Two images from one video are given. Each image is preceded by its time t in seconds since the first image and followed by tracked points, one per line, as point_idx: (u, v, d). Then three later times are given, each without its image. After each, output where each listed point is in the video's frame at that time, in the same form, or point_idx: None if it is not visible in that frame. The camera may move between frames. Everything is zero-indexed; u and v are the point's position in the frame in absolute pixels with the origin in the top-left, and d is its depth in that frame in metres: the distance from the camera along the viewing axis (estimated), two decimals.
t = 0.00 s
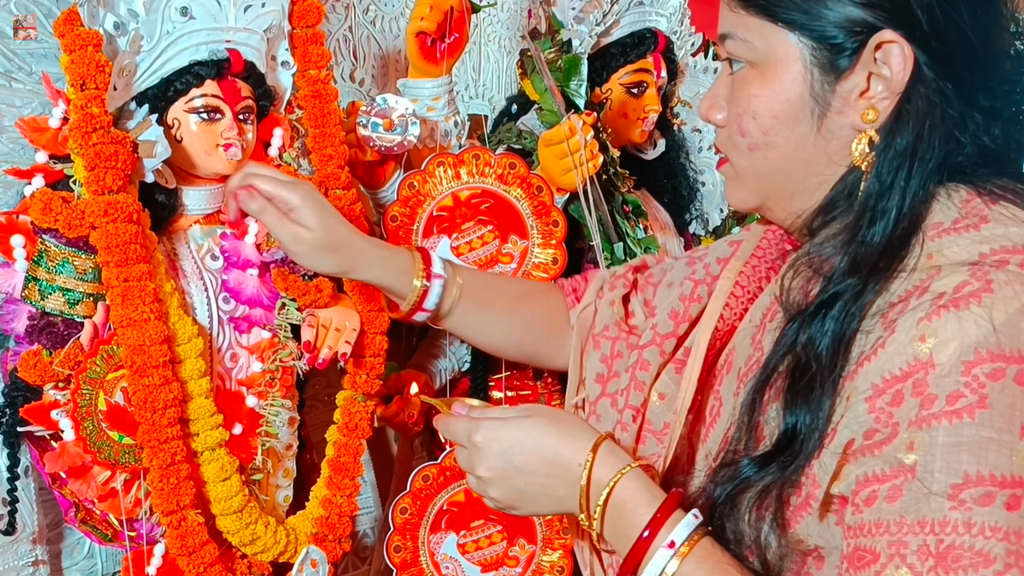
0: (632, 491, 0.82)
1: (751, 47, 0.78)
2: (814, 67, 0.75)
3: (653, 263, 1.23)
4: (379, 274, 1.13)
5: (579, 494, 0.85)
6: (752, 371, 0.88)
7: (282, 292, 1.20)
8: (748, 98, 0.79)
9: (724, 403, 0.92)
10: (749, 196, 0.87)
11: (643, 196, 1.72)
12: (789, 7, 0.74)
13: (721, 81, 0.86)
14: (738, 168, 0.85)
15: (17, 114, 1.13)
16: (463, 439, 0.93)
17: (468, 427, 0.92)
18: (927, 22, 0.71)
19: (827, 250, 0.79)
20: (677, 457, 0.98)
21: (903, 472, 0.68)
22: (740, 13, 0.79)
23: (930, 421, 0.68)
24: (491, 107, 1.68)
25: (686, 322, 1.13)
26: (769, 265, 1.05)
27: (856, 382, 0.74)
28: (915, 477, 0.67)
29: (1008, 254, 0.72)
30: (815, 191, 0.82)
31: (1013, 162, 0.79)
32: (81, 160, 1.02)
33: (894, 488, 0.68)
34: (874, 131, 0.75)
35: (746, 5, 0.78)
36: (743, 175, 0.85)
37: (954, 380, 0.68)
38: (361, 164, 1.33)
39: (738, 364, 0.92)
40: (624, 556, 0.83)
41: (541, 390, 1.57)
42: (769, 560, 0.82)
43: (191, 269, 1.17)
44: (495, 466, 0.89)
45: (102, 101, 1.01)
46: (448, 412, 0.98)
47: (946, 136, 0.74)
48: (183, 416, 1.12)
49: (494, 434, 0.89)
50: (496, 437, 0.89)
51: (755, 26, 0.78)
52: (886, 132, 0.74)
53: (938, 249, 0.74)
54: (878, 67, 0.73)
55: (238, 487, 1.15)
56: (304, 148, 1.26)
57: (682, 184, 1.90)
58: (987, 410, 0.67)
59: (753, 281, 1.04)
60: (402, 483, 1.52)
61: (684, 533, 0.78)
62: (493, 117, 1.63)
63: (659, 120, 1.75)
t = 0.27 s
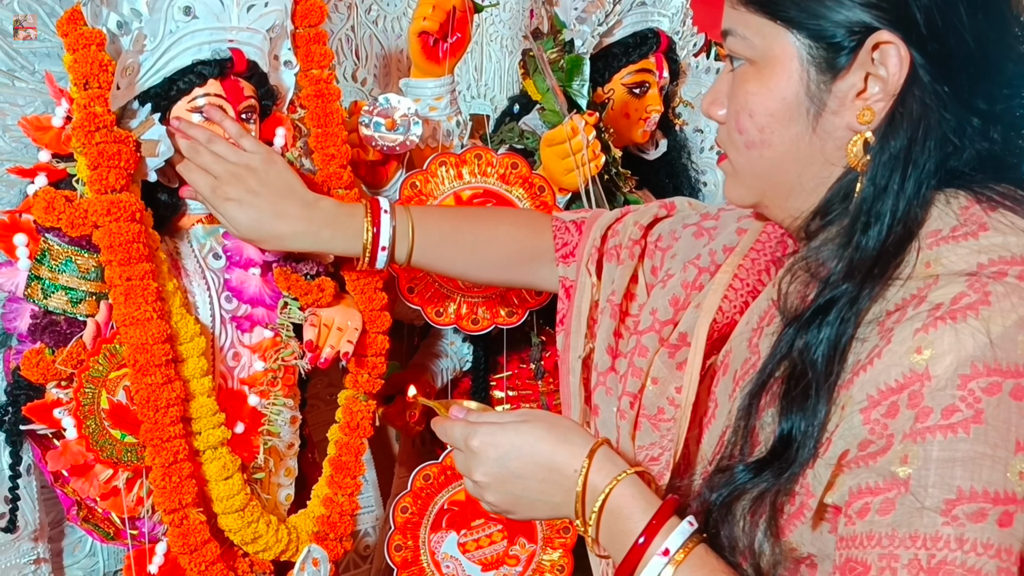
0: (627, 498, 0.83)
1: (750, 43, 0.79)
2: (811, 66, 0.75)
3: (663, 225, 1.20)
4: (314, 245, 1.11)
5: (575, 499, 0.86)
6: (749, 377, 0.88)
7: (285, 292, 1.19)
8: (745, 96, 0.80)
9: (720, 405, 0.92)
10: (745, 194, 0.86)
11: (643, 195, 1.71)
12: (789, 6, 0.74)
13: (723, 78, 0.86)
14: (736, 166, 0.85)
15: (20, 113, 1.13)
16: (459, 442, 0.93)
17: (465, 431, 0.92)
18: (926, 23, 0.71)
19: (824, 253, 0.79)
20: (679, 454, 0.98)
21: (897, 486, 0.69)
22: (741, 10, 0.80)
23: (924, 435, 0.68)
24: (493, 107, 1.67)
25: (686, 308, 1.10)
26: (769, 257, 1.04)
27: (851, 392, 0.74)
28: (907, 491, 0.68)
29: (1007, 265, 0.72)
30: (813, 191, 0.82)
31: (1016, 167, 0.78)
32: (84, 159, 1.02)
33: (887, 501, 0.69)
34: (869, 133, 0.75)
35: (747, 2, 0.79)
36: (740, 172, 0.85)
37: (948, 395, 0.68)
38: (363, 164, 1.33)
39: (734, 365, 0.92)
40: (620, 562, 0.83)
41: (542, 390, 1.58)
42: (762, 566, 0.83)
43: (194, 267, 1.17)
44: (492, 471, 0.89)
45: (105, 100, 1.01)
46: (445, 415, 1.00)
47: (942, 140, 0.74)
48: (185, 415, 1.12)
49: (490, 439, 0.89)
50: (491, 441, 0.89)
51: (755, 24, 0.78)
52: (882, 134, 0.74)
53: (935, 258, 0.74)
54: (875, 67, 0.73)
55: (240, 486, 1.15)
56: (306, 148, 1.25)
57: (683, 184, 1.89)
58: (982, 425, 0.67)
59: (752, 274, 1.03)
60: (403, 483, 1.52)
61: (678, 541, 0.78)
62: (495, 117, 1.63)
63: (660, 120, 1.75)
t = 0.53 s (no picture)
0: (620, 497, 0.83)
1: (749, 41, 0.80)
2: (807, 65, 0.76)
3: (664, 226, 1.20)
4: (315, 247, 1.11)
5: (569, 498, 0.86)
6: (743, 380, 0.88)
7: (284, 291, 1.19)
8: (742, 93, 0.80)
9: (715, 406, 0.92)
10: (743, 189, 0.87)
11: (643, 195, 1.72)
12: (787, 6, 0.75)
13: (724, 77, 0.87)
14: (734, 162, 0.85)
15: (19, 112, 1.13)
16: (458, 440, 0.93)
17: (463, 430, 0.93)
18: (922, 26, 0.71)
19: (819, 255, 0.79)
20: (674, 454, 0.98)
21: (885, 491, 0.69)
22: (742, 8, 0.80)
23: (913, 439, 0.68)
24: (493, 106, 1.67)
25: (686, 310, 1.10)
26: (768, 258, 1.04)
27: (842, 395, 0.74)
28: (894, 496, 0.68)
29: (999, 270, 0.72)
30: (807, 191, 0.82)
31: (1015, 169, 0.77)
32: (83, 158, 1.02)
33: (874, 505, 0.69)
34: (864, 133, 0.75)
35: None
36: (738, 168, 0.85)
37: (937, 402, 0.68)
38: (363, 164, 1.33)
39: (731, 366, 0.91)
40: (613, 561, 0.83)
41: (541, 390, 1.58)
42: (753, 567, 0.81)
43: (193, 267, 1.17)
44: (488, 469, 0.89)
45: (104, 99, 1.01)
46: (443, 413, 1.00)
47: (937, 145, 0.74)
48: (183, 415, 1.12)
49: (487, 438, 0.90)
50: (488, 441, 0.90)
51: (754, 22, 0.79)
52: (876, 136, 0.74)
53: (929, 262, 0.74)
54: (872, 69, 0.73)
55: (239, 485, 1.15)
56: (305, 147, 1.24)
57: (683, 183, 1.89)
58: (970, 431, 0.67)
59: (751, 274, 1.03)
60: (402, 482, 1.52)
61: (671, 540, 0.78)
62: (495, 117, 1.63)
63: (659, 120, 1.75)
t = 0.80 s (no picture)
0: (622, 486, 0.83)
1: (749, 43, 0.79)
2: (809, 63, 0.75)
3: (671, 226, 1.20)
4: (323, 236, 1.09)
5: (571, 488, 0.86)
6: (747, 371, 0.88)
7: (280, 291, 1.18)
8: (745, 94, 0.80)
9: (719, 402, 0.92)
10: (748, 190, 0.86)
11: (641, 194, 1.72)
12: (787, 4, 0.75)
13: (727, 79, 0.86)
14: (739, 163, 0.85)
15: (13, 112, 1.13)
16: (459, 429, 0.93)
17: (465, 419, 0.92)
18: (922, 21, 0.70)
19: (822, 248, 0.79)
20: (682, 448, 0.95)
21: (883, 481, 0.68)
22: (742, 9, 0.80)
23: (913, 430, 0.67)
24: (490, 105, 1.67)
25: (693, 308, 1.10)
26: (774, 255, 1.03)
27: (844, 388, 0.74)
28: (893, 486, 0.67)
29: (1001, 263, 0.71)
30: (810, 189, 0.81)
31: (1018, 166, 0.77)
32: (78, 157, 1.01)
33: (873, 496, 0.68)
34: (868, 129, 0.74)
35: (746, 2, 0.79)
36: (744, 170, 0.85)
37: (938, 393, 0.67)
38: (359, 163, 1.32)
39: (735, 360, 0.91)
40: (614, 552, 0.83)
41: (539, 389, 1.55)
42: (755, 560, 0.82)
43: (189, 266, 1.17)
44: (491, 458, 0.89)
45: (99, 98, 1.01)
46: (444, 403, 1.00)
47: (938, 139, 0.73)
48: (180, 415, 1.12)
49: (490, 427, 0.89)
50: (490, 430, 0.89)
51: (755, 23, 0.79)
52: (877, 130, 0.74)
53: (930, 255, 0.73)
54: (873, 64, 0.72)
55: (235, 486, 1.15)
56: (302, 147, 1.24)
57: (680, 182, 1.88)
58: (969, 422, 0.66)
59: (758, 270, 1.02)
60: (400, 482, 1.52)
61: (673, 530, 0.78)
62: (492, 115, 1.63)
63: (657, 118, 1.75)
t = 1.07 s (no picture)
0: (646, 466, 0.74)
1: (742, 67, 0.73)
2: (806, 73, 0.69)
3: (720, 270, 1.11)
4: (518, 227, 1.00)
5: (592, 464, 0.78)
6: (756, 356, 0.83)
7: (277, 288, 1.18)
8: (750, 117, 0.73)
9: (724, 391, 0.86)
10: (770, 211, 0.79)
11: (639, 192, 1.72)
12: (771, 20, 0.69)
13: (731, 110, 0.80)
14: (756, 185, 0.78)
15: (10, 110, 1.12)
16: (496, 407, 0.88)
17: (500, 395, 0.87)
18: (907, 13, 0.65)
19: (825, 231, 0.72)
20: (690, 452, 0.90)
21: (862, 458, 0.61)
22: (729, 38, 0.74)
23: (895, 411, 0.61)
24: (488, 103, 1.67)
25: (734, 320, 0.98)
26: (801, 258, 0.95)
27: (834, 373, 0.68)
28: (870, 463, 0.60)
29: (987, 251, 0.64)
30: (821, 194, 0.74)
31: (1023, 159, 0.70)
32: (73, 155, 1.01)
33: (852, 473, 0.61)
34: (872, 122, 0.68)
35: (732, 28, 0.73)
36: (762, 191, 0.78)
37: (919, 375, 0.61)
38: (357, 161, 1.33)
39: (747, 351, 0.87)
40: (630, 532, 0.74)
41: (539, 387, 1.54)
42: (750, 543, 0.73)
43: (185, 265, 1.16)
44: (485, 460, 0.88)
45: (94, 96, 1.00)
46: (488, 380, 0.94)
47: (937, 126, 0.67)
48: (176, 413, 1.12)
49: (522, 403, 0.84)
50: (523, 405, 0.84)
51: (744, 47, 0.72)
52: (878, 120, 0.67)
53: (926, 246, 0.66)
54: (867, 62, 0.67)
55: (232, 485, 1.14)
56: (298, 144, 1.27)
57: (678, 181, 1.89)
58: (949, 403, 0.59)
59: (783, 270, 0.94)
60: (398, 480, 1.51)
61: (688, 509, 0.70)
62: (490, 113, 1.63)
63: (655, 116, 1.74)
